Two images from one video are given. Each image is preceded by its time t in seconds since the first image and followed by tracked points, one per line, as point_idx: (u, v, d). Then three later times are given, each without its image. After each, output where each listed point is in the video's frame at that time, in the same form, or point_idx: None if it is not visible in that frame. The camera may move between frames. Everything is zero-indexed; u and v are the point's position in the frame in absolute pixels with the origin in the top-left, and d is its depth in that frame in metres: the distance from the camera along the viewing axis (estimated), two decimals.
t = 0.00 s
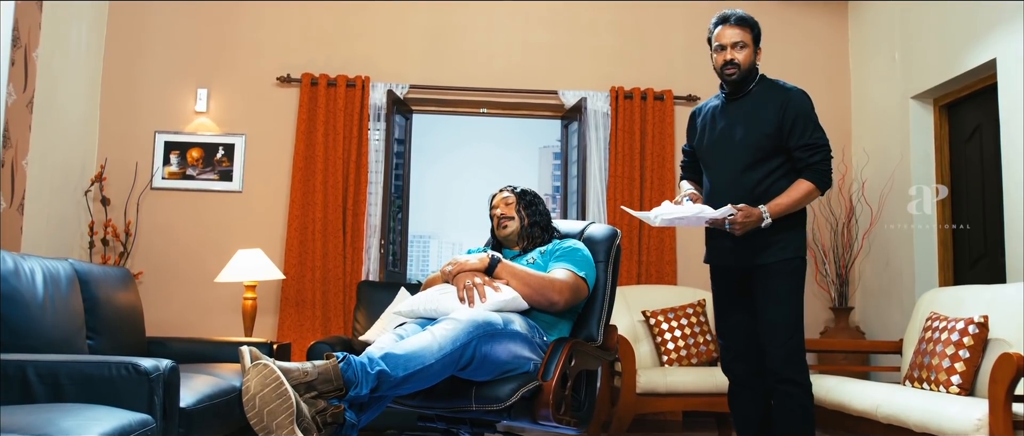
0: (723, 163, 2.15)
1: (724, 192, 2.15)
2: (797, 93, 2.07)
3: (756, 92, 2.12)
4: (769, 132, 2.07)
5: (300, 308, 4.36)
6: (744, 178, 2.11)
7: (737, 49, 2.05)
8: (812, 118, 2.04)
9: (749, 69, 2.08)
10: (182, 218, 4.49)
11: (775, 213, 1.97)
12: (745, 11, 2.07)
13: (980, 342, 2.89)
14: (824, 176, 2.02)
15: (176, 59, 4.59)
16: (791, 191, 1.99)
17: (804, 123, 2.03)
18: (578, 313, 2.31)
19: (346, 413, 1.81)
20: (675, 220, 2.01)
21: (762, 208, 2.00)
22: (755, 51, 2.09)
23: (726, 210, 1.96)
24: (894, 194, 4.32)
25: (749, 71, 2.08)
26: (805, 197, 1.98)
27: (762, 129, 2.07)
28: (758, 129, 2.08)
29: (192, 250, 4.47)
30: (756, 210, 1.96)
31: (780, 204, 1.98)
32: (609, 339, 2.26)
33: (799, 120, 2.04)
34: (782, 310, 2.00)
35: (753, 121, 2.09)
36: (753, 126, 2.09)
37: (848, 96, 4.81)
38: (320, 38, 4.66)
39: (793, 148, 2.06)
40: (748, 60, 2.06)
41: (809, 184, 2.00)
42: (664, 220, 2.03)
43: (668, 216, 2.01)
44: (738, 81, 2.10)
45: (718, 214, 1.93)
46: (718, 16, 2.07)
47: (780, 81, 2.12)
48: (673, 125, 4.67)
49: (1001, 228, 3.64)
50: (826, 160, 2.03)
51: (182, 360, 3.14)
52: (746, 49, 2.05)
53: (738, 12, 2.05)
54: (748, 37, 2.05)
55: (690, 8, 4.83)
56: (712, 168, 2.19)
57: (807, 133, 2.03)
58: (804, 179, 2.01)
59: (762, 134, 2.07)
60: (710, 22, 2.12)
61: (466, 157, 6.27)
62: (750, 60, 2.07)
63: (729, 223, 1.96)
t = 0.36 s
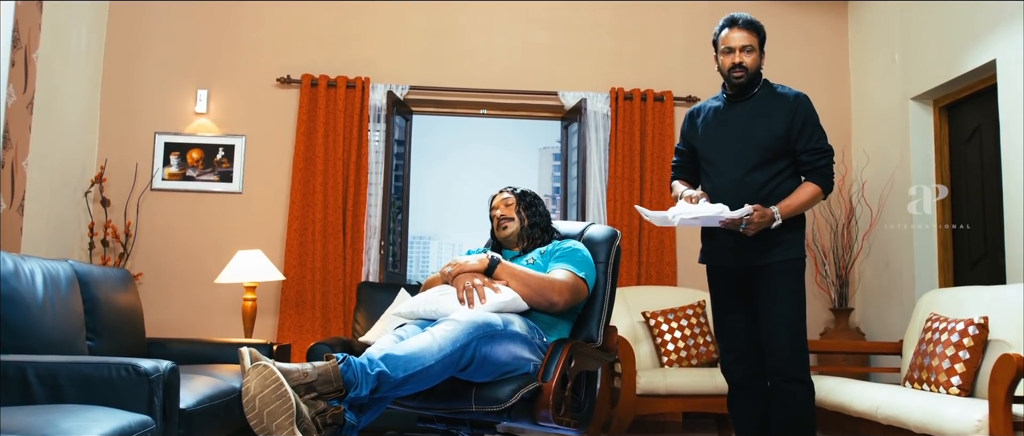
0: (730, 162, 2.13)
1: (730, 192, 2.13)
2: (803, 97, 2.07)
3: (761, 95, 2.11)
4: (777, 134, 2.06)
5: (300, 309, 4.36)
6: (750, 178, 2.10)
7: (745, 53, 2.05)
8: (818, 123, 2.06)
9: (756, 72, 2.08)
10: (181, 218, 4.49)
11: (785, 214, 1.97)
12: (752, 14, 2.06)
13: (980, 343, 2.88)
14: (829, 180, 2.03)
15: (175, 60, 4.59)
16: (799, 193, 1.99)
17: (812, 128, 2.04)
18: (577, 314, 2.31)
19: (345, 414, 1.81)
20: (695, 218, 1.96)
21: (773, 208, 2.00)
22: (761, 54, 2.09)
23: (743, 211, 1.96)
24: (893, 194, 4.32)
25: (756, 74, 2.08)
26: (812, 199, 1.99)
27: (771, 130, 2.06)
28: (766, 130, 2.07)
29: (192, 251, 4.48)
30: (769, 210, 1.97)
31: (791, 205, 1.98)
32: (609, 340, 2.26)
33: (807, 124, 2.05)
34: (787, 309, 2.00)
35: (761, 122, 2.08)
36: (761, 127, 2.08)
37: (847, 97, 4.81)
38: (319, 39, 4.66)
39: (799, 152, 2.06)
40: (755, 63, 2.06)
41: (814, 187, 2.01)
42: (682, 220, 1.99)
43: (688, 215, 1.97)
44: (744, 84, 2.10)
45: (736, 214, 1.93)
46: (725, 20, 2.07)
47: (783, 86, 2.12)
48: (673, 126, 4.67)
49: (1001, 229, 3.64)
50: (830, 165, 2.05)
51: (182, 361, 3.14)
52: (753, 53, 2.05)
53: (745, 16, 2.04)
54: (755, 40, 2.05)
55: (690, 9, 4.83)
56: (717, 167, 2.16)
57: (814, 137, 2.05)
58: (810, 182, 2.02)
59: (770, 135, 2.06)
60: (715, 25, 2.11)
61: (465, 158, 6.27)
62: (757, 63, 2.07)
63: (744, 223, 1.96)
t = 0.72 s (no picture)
0: (743, 159, 2.12)
1: (742, 189, 2.11)
2: (817, 100, 2.08)
3: (773, 95, 2.11)
4: (793, 133, 2.06)
5: (300, 310, 4.36)
6: (765, 176, 2.08)
7: (748, 53, 2.05)
8: (830, 126, 2.07)
9: (762, 71, 2.06)
10: (181, 219, 4.49)
11: (801, 213, 1.97)
12: (756, 14, 2.06)
13: (980, 343, 2.88)
14: (840, 182, 2.05)
15: (175, 61, 4.59)
16: (812, 194, 2.00)
17: (826, 130, 2.06)
18: (577, 314, 2.31)
19: (345, 415, 1.81)
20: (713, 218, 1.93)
21: (788, 208, 2.00)
22: (768, 54, 2.07)
23: (760, 210, 1.94)
24: (893, 194, 4.33)
25: (761, 73, 2.07)
26: (824, 201, 2.00)
27: (786, 129, 2.06)
28: (781, 130, 2.06)
29: (192, 251, 4.47)
30: (784, 209, 1.95)
31: (807, 205, 1.98)
32: (609, 340, 2.26)
33: (822, 126, 2.06)
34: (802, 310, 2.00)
35: (775, 121, 2.08)
36: (776, 126, 2.07)
37: (847, 98, 4.81)
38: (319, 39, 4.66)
39: (812, 153, 2.07)
40: (760, 63, 2.05)
41: (826, 188, 2.02)
42: (703, 220, 1.93)
43: (709, 215, 1.93)
44: (753, 84, 2.09)
45: (756, 214, 1.90)
46: (731, 19, 2.08)
47: (795, 88, 2.12)
48: (672, 127, 4.67)
49: (1000, 229, 3.64)
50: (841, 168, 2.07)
51: (182, 361, 3.14)
52: (757, 53, 2.04)
53: (750, 15, 2.04)
54: (759, 40, 2.04)
55: (690, 9, 4.84)
56: (729, 163, 2.14)
57: (827, 139, 2.06)
58: (821, 183, 2.03)
59: (786, 134, 2.06)
60: (723, 25, 2.12)
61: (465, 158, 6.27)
62: (762, 62, 2.05)
63: (761, 222, 1.94)
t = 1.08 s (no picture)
0: (758, 157, 2.09)
1: (756, 187, 2.09)
2: (835, 98, 2.05)
3: (789, 93, 2.08)
4: (808, 132, 2.03)
5: (299, 310, 4.36)
6: (779, 175, 2.06)
7: (750, 53, 2.05)
8: (847, 125, 2.04)
9: (767, 69, 2.05)
10: (181, 220, 4.49)
11: (814, 214, 1.94)
12: (759, 14, 2.07)
13: (980, 345, 2.87)
14: (857, 182, 2.01)
15: (175, 61, 4.59)
16: (826, 194, 1.97)
17: (843, 129, 2.02)
18: (576, 316, 2.31)
19: (344, 416, 1.81)
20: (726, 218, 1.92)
21: (801, 208, 1.97)
22: (774, 52, 2.06)
23: (774, 211, 1.92)
24: (892, 193, 4.32)
25: (767, 72, 2.05)
26: (839, 201, 1.96)
27: (802, 127, 2.03)
28: (797, 127, 2.04)
29: (192, 253, 4.47)
30: (799, 211, 1.93)
31: (820, 205, 1.95)
32: (609, 341, 2.26)
33: (838, 124, 2.03)
34: (810, 314, 1.98)
35: (790, 120, 2.05)
36: (792, 124, 2.05)
37: (846, 98, 4.82)
38: (319, 40, 4.66)
39: (829, 153, 2.03)
40: (763, 62, 2.04)
41: (842, 188, 1.98)
42: (715, 220, 1.93)
43: (721, 216, 1.92)
44: (762, 84, 2.08)
45: (770, 215, 1.89)
46: (734, 23, 2.11)
47: (813, 86, 2.09)
48: (672, 128, 4.68)
49: (1000, 230, 3.64)
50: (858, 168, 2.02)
51: (182, 362, 3.14)
52: (760, 51, 2.04)
53: (750, 16, 2.07)
54: (761, 39, 2.04)
55: (689, 11, 4.84)
56: (743, 161, 2.12)
57: (843, 139, 2.02)
58: (836, 183, 2.00)
59: (801, 132, 2.03)
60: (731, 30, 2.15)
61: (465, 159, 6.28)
62: (766, 60, 2.04)
63: (775, 224, 1.92)
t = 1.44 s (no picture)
0: (771, 158, 2.07)
1: (769, 188, 2.07)
2: (848, 95, 2.02)
3: (801, 91, 2.05)
4: (822, 131, 2.00)
5: (298, 312, 4.36)
6: (793, 175, 2.03)
7: (757, 53, 2.05)
8: (861, 122, 2.01)
9: (775, 68, 2.04)
10: (180, 222, 4.49)
11: (828, 215, 1.92)
12: (765, 13, 2.07)
13: (979, 346, 2.87)
14: (873, 180, 1.98)
15: (174, 63, 4.59)
16: (841, 194, 1.95)
17: (857, 126, 1.99)
18: (575, 318, 2.30)
19: (342, 418, 1.81)
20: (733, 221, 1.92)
21: (816, 208, 1.95)
22: (783, 51, 2.04)
23: (786, 212, 1.90)
24: (891, 193, 4.31)
25: (775, 71, 2.04)
26: (854, 200, 1.95)
27: (814, 126, 2.00)
28: (809, 126, 2.01)
29: (191, 254, 4.47)
30: (812, 210, 1.91)
31: (834, 205, 1.93)
32: (608, 344, 2.26)
33: (852, 122, 1.99)
34: (820, 318, 1.95)
35: (803, 119, 2.02)
36: (804, 123, 2.02)
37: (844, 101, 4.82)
38: (318, 42, 4.66)
39: (843, 151, 2.01)
40: (771, 61, 2.03)
41: (858, 187, 1.96)
42: (724, 222, 1.92)
43: (729, 217, 1.92)
44: (773, 84, 2.07)
45: (780, 216, 1.87)
46: (742, 24, 2.12)
47: (826, 83, 2.06)
48: (671, 129, 4.68)
49: (999, 232, 3.64)
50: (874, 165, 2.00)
51: (181, 364, 3.13)
52: (767, 51, 2.04)
53: (756, 16, 2.07)
54: (767, 39, 2.04)
55: (688, 13, 4.85)
56: (756, 163, 2.10)
57: (858, 136, 1.99)
58: (852, 182, 1.98)
59: (814, 132, 2.00)
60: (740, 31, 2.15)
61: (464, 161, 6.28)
62: (774, 59, 2.03)
63: (786, 224, 1.90)
